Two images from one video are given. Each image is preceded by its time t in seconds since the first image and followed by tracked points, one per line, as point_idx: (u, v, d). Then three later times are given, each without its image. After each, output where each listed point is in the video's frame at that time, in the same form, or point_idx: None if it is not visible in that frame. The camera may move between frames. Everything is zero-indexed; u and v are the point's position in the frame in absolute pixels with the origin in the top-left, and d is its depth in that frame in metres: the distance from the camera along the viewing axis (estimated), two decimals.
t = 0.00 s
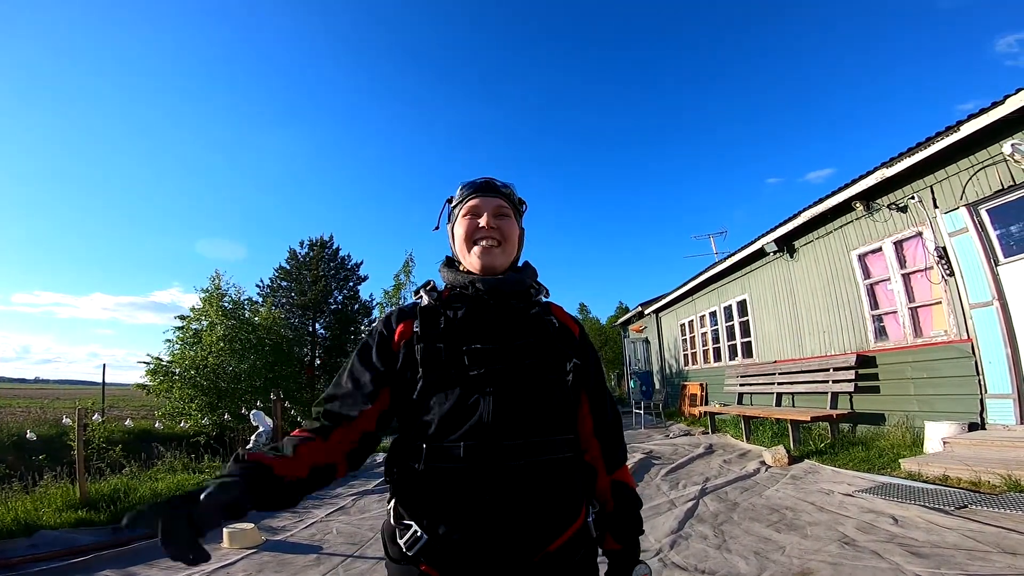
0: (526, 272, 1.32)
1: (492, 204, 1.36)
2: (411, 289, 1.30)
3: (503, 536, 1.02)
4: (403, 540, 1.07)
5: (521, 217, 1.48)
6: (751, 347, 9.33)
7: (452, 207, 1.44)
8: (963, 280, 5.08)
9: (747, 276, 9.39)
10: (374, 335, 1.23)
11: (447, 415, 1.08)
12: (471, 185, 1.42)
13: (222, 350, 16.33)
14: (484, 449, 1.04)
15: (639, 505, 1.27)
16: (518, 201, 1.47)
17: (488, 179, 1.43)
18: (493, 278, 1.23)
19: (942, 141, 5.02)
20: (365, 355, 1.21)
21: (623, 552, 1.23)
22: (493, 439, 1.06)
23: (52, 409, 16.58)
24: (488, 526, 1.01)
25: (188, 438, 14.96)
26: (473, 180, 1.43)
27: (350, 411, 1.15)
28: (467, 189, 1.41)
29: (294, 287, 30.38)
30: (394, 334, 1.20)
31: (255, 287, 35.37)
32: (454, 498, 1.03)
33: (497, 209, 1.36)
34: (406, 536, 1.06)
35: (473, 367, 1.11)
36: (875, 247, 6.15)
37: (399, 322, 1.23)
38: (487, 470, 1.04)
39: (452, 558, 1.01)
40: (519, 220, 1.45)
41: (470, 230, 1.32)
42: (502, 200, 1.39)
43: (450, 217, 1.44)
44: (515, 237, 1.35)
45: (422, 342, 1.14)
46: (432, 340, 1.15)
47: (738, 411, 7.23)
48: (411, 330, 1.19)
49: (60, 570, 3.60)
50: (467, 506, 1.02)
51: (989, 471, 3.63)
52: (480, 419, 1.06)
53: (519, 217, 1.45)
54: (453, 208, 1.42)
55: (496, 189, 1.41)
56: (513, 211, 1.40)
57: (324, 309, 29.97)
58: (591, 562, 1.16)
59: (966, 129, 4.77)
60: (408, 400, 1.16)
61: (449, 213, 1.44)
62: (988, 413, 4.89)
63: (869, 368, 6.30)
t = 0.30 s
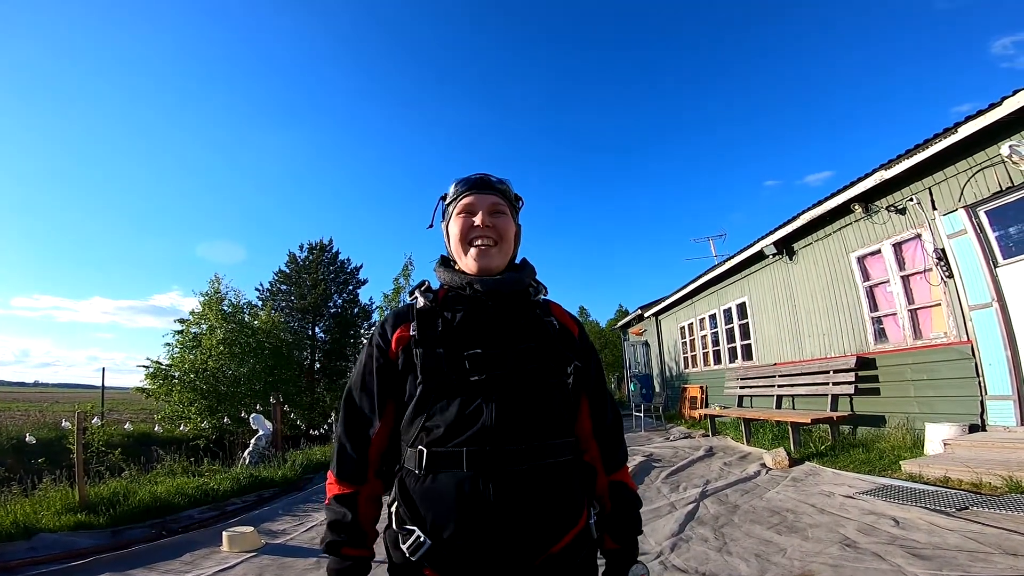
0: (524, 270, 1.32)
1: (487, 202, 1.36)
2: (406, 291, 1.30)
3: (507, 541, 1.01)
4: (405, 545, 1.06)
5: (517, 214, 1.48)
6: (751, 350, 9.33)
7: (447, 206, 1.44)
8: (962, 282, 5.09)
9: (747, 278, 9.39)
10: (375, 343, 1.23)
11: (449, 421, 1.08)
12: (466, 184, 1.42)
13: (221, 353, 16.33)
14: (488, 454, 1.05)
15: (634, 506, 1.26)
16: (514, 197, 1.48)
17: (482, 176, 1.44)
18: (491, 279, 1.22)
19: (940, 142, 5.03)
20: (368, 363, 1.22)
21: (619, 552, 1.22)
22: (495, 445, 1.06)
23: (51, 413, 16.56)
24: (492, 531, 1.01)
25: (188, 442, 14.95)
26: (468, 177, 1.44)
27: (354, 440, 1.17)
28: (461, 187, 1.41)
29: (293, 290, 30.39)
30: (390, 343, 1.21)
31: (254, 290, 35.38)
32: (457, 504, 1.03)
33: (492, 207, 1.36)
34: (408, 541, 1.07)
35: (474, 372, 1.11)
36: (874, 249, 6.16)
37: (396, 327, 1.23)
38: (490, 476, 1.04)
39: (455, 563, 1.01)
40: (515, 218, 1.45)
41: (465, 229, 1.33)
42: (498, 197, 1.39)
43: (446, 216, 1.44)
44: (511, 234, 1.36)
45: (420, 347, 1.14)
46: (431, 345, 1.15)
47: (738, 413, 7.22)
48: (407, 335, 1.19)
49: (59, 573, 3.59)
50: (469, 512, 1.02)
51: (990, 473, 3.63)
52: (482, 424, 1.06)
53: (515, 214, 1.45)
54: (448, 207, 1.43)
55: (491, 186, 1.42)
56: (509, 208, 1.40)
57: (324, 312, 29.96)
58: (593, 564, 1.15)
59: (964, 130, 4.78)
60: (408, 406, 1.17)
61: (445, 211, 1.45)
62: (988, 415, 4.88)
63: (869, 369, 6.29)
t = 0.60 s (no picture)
0: (523, 272, 1.32)
1: (484, 203, 1.37)
2: (406, 293, 1.31)
3: (501, 541, 1.01)
4: (401, 545, 1.07)
5: (515, 214, 1.49)
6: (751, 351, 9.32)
7: (444, 208, 1.45)
8: (962, 283, 5.09)
9: (747, 280, 9.39)
10: (376, 345, 1.25)
11: (444, 422, 1.08)
12: (464, 185, 1.42)
13: (221, 355, 16.32)
14: (483, 455, 1.05)
15: (637, 509, 1.25)
16: (511, 198, 1.48)
17: (478, 178, 1.44)
18: (489, 281, 1.23)
19: (940, 143, 5.03)
20: (369, 364, 1.24)
21: (618, 555, 1.22)
22: (490, 446, 1.05)
23: (52, 415, 16.55)
24: (487, 532, 1.01)
25: (188, 443, 14.95)
26: (464, 179, 1.44)
27: (355, 434, 1.17)
28: (458, 189, 1.42)
29: (294, 292, 30.40)
30: (392, 343, 1.22)
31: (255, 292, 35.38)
32: (452, 505, 1.03)
33: (489, 209, 1.36)
34: (403, 541, 1.07)
35: (470, 373, 1.11)
36: (874, 250, 6.16)
37: (398, 328, 1.24)
38: (484, 476, 1.04)
39: (450, 564, 1.01)
40: (513, 219, 1.45)
41: (462, 232, 1.34)
42: (496, 199, 1.39)
43: (443, 218, 1.45)
44: (509, 236, 1.36)
45: (417, 348, 1.15)
46: (428, 346, 1.15)
47: (739, 414, 7.21)
48: (407, 336, 1.21)
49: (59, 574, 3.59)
50: (463, 513, 1.02)
51: (991, 473, 3.62)
52: (477, 426, 1.06)
53: (513, 215, 1.46)
54: (445, 209, 1.44)
55: (488, 188, 1.42)
56: (506, 209, 1.40)
57: (324, 314, 29.96)
58: (591, 565, 1.15)
59: (964, 131, 4.78)
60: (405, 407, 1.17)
61: (442, 214, 1.46)
62: (990, 416, 4.88)
63: (870, 371, 6.29)
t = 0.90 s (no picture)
0: (522, 273, 1.32)
1: (484, 205, 1.37)
2: (406, 294, 1.31)
3: (502, 543, 1.01)
4: (401, 549, 1.06)
5: (515, 216, 1.49)
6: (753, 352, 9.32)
7: (444, 209, 1.45)
8: (964, 283, 5.08)
9: (749, 280, 9.38)
10: (375, 345, 1.26)
11: (444, 423, 1.08)
12: (463, 187, 1.43)
13: (223, 356, 16.34)
14: (483, 456, 1.05)
15: (637, 511, 1.25)
16: (511, 200, 1.48)
17: (479, 179, 1.44)
18: (488, 282, 1.23)
19: (942, 143, 5.02)
20: (367, 365, 1.24)
21: (619, 558, 1.22)
22: (491, 447, 1.05)
23: (54, 416, 16.57)
24: (489, 533, 1.00)
25: (191, 444, 14.97)
26: (464, 181, 1.45)
27: (355, 435, 1.18)
28: (458, 191, 1.42)
29: (295, 293, 30.42)
30: (391, 344, 1.23)
31: (256, 293, 35.42)
32: (452, 507, 1.02)
33: (489, 211, 1.36)
34: (403, 544, 1.07)
35: (470, 374, 1.11)
36: (876, 251, 6.15)
37: (397, 330, 1.25)
38: (485, 477, 1.04)
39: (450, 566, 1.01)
40: (513, 221, 1.46)
41: (462, 233, 1.34)
42: (496, 201, 1.40)
43: (443, 219, 1.45)
44: (508, 238, 1.36)
45: (417, 349, 1.15)
46: (428, 347, 1.16)
47: (741, 415, 7.20)
48: (407, 338, 1.21)
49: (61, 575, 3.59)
50: (464, 515, 1.02)
51: (994, 474, 3.61)
52: (477, 427, 1.06)
53: (513, 217, 1.46)
54: (445, 210, 1.44)
55: (488, 189, 1.42)
56: (505, 212, 1.41)
57: (325, 315, 29.98)
58: (592, 567, 1.15)
59: (966, 131, 4.77)
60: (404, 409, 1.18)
61: (442, 216, 1.46)
62: (992, 416, 4.87)
63: (872, 371, 6.28)
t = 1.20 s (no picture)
0: (526, 274, 1.33)
1: (494, 205, 1.38)
2: (408, 294, 1.32)
3: (509, 547, 1.01)
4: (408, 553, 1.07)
5: (523, 218, 1.50)
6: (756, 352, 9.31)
7: (453, 206, 1.46)
8: (970, 283, 5.06)
9: (752, 281, 9.37)
10: (377, 346, 1.27)
11: (449, 427, 1.08)
12: (475, 186, 1.43)
13: (226, 356, 16.40)
14: (489, 460, 1.05)
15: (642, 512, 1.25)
16: (521, 202, 1.49)
17: (490, 179, 1.45)
18: (493, 283, 1.24)
19: (947, 144, 5.01)
20: (370, 365, 1.25)
21: (622, 560, 1.22)
22: (496, 451, 1.06)
23: (59, 416, 16.65)
24: (495, 536, 1.01)
25: (194, 444, 15.03)
26: (476, 178, 1.45)
27: (360, 436, 1.20)
28: (468, 189, 1.43)
29: (298, 293, 30.50)
30: (395, 345, 1.24)
31: (259, 293, 35.51)
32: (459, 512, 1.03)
33: (498, 211, 1.37)
34: (409, 548, 1.07)
35: (475, 377, 1.11)
36: (880, 251, 6.13)
37: (400, 332, 1.25)
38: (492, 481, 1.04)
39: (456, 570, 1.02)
40: (520, 223, 1.47)
41: (470, 231, 1.34)
42: (507, 203, 1.41)
43: (451, 216, 1.46)
44: (515, 239, 1.37)
45: (420, 353, 1.16)
46: (431, 349, 1.16)
47: (744, 416, 7.19)
48: (409, 340, 1.22)
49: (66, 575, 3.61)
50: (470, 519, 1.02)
51: (998, 475, 3.60)
52: (483, 432, 1.06)
53: (521, 219, 1.47)
54: (454, 207, 1.44)
55: (498, 189, 1.43)
56: (515, 213, 1.41)
57: (328, 316, 30.03)
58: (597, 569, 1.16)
59: (971, 131, 4.75)
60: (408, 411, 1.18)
61: (450, 213, 1.46)
62: (997, 417, 4.85)
63: (876, 372, 6.26)
